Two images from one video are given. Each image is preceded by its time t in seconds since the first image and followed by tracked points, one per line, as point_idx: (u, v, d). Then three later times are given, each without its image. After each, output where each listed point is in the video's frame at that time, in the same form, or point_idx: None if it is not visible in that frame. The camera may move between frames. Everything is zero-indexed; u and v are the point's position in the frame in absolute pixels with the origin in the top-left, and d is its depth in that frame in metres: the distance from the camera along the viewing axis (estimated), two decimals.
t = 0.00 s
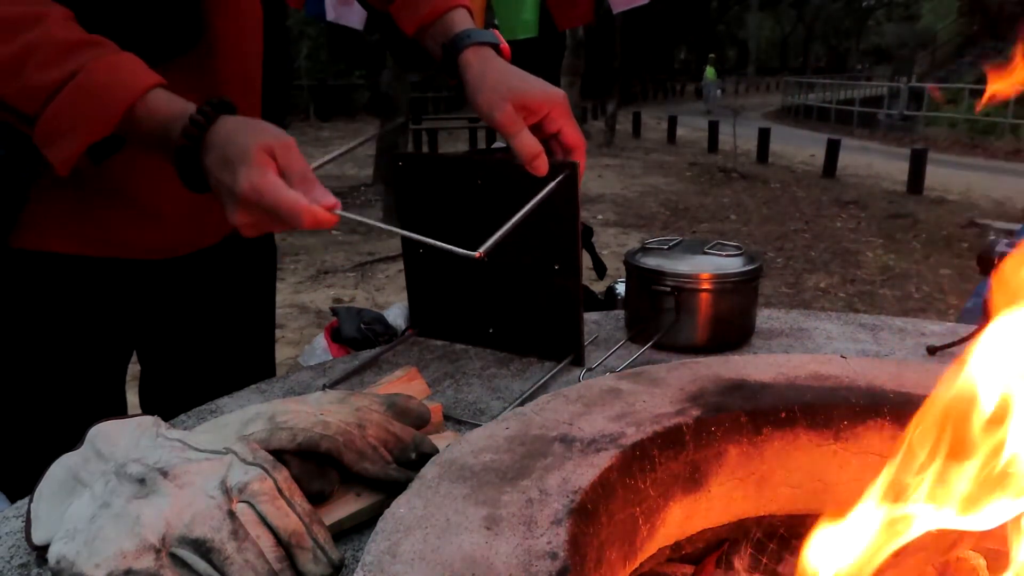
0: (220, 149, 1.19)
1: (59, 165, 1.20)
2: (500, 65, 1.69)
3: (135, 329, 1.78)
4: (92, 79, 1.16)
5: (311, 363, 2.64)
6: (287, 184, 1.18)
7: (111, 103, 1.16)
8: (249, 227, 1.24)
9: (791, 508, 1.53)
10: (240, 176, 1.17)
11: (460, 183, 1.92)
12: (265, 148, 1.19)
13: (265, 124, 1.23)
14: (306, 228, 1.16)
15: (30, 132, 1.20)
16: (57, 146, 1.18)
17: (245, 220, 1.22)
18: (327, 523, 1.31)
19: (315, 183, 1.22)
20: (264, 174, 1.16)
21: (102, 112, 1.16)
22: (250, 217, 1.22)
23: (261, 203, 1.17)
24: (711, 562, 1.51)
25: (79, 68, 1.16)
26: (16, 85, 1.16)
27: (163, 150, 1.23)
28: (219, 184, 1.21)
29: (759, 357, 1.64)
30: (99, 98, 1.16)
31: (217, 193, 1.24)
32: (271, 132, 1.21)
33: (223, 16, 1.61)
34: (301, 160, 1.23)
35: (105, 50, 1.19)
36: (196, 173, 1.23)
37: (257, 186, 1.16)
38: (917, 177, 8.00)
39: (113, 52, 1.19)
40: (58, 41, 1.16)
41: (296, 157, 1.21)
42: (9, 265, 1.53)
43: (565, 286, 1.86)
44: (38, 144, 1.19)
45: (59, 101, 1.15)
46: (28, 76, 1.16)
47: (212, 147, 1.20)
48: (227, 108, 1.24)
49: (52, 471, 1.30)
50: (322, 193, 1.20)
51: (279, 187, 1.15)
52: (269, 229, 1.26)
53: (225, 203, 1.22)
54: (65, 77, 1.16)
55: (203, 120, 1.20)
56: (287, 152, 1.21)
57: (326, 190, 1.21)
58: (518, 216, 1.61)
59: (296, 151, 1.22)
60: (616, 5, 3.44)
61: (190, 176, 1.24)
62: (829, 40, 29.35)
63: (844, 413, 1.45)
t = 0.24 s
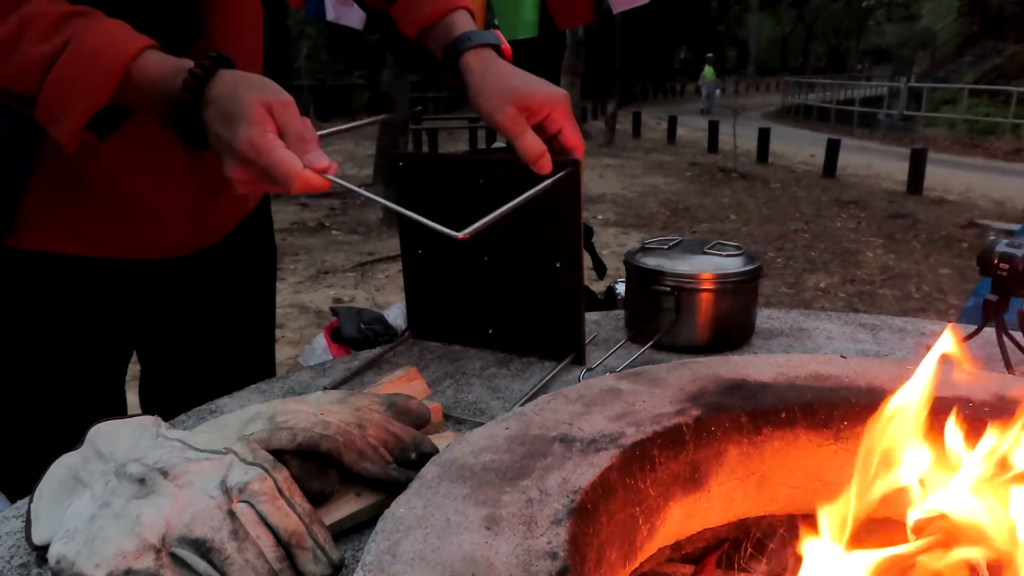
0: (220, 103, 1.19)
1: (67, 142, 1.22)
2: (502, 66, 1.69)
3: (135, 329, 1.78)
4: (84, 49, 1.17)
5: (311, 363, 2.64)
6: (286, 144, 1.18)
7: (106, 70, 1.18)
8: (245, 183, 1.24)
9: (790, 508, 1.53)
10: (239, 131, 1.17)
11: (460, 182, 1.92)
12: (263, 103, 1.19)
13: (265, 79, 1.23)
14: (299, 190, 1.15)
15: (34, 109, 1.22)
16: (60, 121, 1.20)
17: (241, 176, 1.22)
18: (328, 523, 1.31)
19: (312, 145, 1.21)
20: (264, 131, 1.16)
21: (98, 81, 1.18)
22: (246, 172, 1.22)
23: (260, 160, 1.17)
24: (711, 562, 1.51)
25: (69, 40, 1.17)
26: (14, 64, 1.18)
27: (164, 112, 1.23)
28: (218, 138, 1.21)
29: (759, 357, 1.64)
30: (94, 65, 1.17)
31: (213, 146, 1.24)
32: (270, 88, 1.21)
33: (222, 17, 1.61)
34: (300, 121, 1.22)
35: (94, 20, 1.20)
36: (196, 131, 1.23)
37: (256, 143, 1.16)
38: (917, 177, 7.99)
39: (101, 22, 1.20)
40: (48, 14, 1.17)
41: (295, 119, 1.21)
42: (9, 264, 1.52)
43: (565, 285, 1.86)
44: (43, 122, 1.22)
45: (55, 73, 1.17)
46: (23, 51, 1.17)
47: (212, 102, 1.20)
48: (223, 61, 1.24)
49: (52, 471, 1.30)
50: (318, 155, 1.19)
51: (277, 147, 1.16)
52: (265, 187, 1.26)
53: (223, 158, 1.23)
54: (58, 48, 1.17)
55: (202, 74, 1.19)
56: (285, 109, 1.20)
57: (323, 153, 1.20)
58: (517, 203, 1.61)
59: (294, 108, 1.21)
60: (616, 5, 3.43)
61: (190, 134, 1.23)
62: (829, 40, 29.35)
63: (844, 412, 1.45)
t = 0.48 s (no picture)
0: (211, 107, 1.19)
1: (57, 145, 1.22)
2: (497, 64, 1.70)
3: (136, 329, 1.78)
4: (77, 49, 1.17)
5: (311, 363, 2.64)
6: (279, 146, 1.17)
7: (99, 74, 1.18)
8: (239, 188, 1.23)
9: (790, 508, 1.53)
10: (231, 135, 1.17)
11: (459, 182, 1.92)
12: (255, 107, 1.19)
13: (255, 84, 1.23)
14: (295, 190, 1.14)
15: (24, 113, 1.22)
16: (56, 123, 1.20)
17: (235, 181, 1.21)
18: (327, 523, 1.31)
19: (306, 148, 1.20)
20: (256, 134, 1.16)
21: (91, 85, 1.18)
22: (241, 176, 1.21)
23: (252, 164, 1.16)
24: (711, 562, 1.51)
25: (62, 42, 1.18)
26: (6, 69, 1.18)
27: (156, 118, 1.23)
28: (211, 143, 1.21)
29: (759, 357, 1.64)
30: (86, 71, 1.18)
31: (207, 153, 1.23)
32: (261, 91, 1.21)
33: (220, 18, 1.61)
34: (293, 124, 1.21)
35: (84, 23, 1.21)
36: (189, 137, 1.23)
37: (249, 147, 1.15)
38: (917, 177, 7.99)
39: (92, 24, 1.21)
40: (38, 17, 1.18)
41: (288, 123, 1.21)
42: (11, 265, 1.53)
43: (565, 285, 1.86)
44: (34, 126, 1.22)
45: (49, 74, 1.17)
46: (14, 55, 1.17)
47: (204, 109, 1.20)
48: (217, 69, 1.23)
49: (52, 471, 1.30)
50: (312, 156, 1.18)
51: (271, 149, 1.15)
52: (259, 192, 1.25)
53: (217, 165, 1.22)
54: (50, 53, 1.17)
55: (195, 78, 1.20)
56: (278, 115, 1.20)
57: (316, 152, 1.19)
58: (510, 198, 1.58)
59: (287, 114, 1.21)
60: (616, 6, 3.43)
61: (183, 139, 1.24)
62: (829, 40, 29.35)
63: (844, 412, 1.45)
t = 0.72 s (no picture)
0: (206, 143, 1.19)
1: (42, 166, 1.22)
2: (496, 64, 1.70)
3: (136, 328, 1.77)
4: (73, 76, 1.17)
5: (311, 363, 2.64)
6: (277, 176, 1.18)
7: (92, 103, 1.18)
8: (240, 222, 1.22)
9: (790, 508, 1.53)
10: (229, 170, 1.17)
11: (459, 184, 1.92)
12: (252, 140, 1.19)
13: (251, 119, 1.24)
14: (301, 218, 1.15)
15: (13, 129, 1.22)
16: (42, 145, 1.20)
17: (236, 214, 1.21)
18: (328, 523, 1.31)
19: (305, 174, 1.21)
20: (255, 165, 1.16)
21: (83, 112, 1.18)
22: (242, 212, 1.21)
23: (252, 196, 1.16)
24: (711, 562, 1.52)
25: (59, 66, 1.17)
26: None
27: (147, 151, 1.23)
28: (207, 179, 1.20)
29: (759, 357, 1.63)
30: (81, 97, 1.17)
31: (206, 194, 1.23)
32: (256, 125, 1.22)
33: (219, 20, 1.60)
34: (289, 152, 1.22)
35: (86, 48, 1.20)
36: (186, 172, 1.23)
37: (248, 179, 1.15)
38: (917, 177, 7.99)
39: (94, 50, 1.20)
40: (39, 37, 1.17)
41: (284, 151, 1.21)
42: (11, 266, 1.53)
43: (565, 285, 1.86)
44: (21, 143, 1.22)
45: (41, 98, 1.17)
46: (10, 73, 1.17)
47: (200, 144, 1.20)
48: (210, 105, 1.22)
49: (52, 471, 1.30)
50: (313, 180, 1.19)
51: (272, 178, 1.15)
52: (259, 226, 1.24)
53: (214, 199, 1.21)
54: (47, 75, 1.17)
55: (189, 114, 1.20)
56: (274, 146, 1.21)
57: (316, 177, 1.20)
58: (516, 198, 1.57)
59: (283, 145, 1.22)
60: (616, 5, 3.43)
61: (177, 175, 1.24)
62: (829, 40, 29.35)
63: (844, 412, 1.45)
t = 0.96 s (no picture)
0: (208, 163, 1.20)
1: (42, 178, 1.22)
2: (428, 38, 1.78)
3: (137, 328, 1.77)
4: (79, 91, 1.17)
5: (311, 363, 2.64)
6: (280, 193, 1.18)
7: (97, 119, 1.18)
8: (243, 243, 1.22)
9: (790, 508, 1.53)
10: (232, 188, 1.17)
11: (459, 185, 1.92)
12: (255, 159, 1.20)
13: (253, 138, 1.24)
14: (304, 235, 1.14)
15: (15, 140, 1.22)
16: (42, 157, 1.20)
17: (239, 233, 1.21)
18: (328, 523, 1.31)
19: (308, 190, 1.21)
20: (258, 182, 1.17)
21: (87, 127, 1.18)
22: (245, 231, 1.21)
23: (255, 213, 1.17)
24: (711, 561, 1.51)
25: (66, 80, 1.17)
26: (4, 94, 1.18)
27: (150, 168, 1.24)
28: (211, 198, 1.21)
29: (759, 357, 1.64)
30: (85, 113, 1.17)
31: (210, 214, 1.23)
32: (259, 145, 1.23)
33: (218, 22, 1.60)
34: (291, 170, 1.23)
35: (94, 62, 1.20)
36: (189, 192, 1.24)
37: (251, 196, 1.16)
38: (917, 177, 7.99)
39: (101, 65, 1.21)
40: (46, 50, 1.17)
41: (285, 170, 1.22)
42: (11, 267, 1.53)
43: (565, 285, 1.86)
44: (22, 154, 1.22)
45: (45, 111, 1.16)
46: (14, 84, 1.17)
47: (202, 164, 1.20)
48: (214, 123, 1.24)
49: (52, 471, 1.30)
50: (314, 197, 1.19)
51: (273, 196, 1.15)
52: (263, 245, 1.24)
53: (218, 219, 1.21)
54: (52, 89, 1.17)
55: (194, 135, 1.21)
56: (276, 164, 1.22)
57: (320, 195, 1.20)
58: (516, 206, 1.61)
59: (285, 163, 1.23)
60: (616, 5, 3.43)
61: (179, 193, 1.24)
62: (829, 40, 29.33)
63: (844, 412, 1.45)
